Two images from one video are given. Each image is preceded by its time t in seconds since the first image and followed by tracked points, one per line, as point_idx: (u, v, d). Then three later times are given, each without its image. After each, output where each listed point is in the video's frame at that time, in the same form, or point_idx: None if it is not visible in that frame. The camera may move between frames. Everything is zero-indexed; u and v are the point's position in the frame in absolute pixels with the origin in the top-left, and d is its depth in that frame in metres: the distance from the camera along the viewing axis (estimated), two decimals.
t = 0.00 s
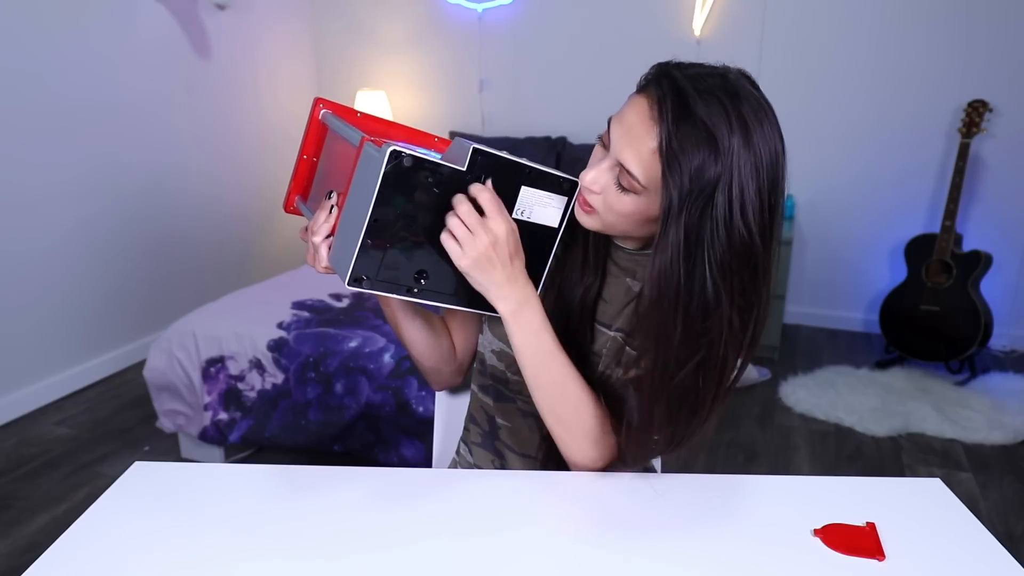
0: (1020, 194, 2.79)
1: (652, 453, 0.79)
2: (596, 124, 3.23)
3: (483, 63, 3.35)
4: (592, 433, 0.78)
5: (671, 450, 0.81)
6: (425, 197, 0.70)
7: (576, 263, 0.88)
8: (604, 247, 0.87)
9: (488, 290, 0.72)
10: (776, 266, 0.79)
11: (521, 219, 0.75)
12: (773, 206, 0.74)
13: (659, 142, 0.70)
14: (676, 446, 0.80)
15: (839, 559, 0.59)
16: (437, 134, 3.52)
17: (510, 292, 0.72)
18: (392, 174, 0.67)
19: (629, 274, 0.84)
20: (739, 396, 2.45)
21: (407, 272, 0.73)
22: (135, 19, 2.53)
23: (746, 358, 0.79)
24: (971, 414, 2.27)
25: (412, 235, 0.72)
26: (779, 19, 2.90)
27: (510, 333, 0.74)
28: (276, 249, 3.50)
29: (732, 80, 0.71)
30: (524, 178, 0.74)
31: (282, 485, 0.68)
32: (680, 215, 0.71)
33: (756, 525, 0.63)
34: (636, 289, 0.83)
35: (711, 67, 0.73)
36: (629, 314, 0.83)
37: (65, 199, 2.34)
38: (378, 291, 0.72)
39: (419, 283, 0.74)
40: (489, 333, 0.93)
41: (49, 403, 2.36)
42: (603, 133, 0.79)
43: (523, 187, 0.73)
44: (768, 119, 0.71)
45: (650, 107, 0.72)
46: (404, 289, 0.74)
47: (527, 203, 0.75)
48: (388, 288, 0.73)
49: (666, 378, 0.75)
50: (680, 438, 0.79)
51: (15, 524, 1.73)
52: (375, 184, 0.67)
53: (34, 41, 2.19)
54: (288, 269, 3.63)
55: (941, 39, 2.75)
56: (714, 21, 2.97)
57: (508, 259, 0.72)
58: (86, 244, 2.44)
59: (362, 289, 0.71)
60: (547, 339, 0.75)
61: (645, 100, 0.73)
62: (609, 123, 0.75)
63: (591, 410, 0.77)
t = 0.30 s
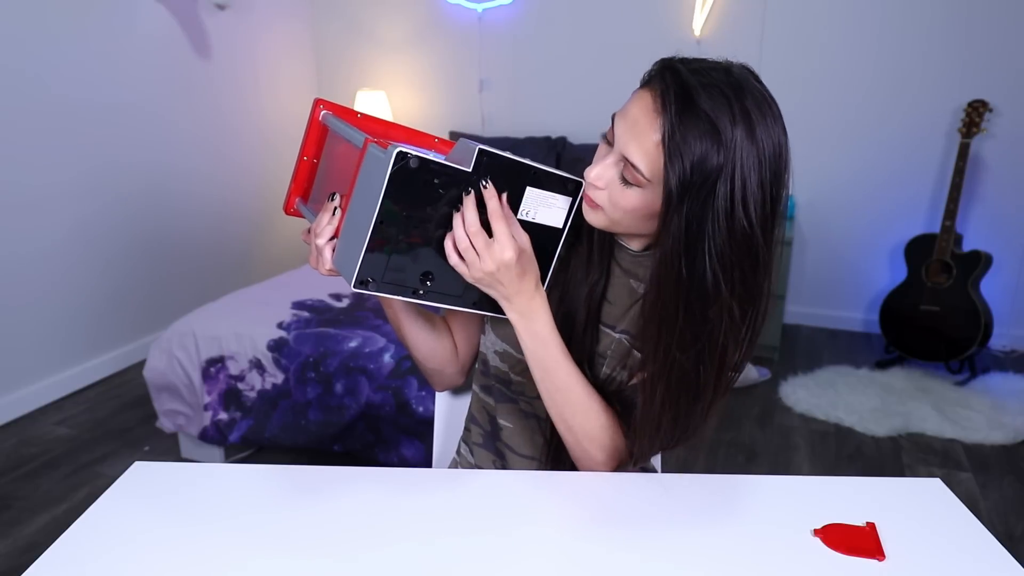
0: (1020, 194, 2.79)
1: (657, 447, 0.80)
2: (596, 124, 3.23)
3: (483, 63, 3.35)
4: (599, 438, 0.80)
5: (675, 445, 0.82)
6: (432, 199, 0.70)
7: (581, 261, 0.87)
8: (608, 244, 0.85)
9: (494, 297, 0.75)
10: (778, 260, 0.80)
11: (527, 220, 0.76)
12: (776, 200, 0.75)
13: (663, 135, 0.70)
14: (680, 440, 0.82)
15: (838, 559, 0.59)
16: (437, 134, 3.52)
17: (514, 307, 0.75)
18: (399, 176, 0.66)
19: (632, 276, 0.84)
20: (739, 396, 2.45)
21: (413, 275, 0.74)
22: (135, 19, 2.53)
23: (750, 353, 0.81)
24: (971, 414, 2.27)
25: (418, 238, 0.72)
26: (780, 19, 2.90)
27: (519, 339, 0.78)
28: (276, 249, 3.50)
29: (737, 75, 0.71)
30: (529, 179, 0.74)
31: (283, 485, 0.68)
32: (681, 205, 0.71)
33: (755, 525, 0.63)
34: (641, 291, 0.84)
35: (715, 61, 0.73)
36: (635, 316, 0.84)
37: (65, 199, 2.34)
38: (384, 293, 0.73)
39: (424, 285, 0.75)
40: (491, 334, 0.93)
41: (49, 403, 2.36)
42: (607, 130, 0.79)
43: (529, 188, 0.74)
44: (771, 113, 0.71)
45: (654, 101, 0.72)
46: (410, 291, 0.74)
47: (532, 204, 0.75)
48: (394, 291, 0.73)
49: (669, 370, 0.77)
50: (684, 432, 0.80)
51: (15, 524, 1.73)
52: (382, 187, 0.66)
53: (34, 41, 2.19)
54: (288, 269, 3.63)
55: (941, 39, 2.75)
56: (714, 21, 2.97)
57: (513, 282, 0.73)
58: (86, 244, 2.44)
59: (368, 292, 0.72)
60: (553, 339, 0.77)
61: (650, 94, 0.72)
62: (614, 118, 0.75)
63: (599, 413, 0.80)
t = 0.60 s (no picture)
0: (1020, 194, 2.79)
1: (658, 446, 0.80)
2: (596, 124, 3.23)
3: (483, 63, 3.35)
4: (600, 441, 0.80)
5: (676, 445, 0.82)
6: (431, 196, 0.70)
7: (585, 262, 0.87)
8: (613, 245, 0.86)
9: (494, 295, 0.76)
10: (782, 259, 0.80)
11: (526, 214, 0.76)
12: (781, 199, 0.75)
13: (669, 134, 0.70)
14: (681, 439, 0.82)
15: (838, 559, 0.59)
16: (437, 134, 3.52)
17: (514, 307, 0.75)
18: (398, 173, 0.66)
19: (637, 278, 0.85)
20: (739, 396, 2.45)
21: (414, 273, 0.74)
22: (135, 19, 2.53)
23: (752, 352, 0.81)
24: (971, 414, 2.27)
25: (419, 236, 0.72)
26: (780, 19, 2.90)
27: (519, 340, 0.78)
28: (276, 249, 3.50)
29: (743, 73, 0.71)
30: (527, 174, 0.74)
31: (283, 485, 0.68)
32: (686, 203, 0.71)
33: (755, 525, 0.63)
34: (644, 293, 0.84)
35: (721, 60, 0.73)
36: (638, 318, 0.84)
37: (65, 199, 2.34)
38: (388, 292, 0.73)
39: (427, 282, 0.75)
40: (493, 333, 0.93)
41: (49, 403, 2.36)
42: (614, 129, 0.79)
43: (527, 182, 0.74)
44: (778, 111, 0.71)
45: (660, 99, 0.72)
46: (412, 289, 0.74)
47: (531, 199, 0.76)
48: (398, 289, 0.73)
49: (672, 369, 0.77)
50: (685, 432, 0.80)
51: (15, 524, 1.73)
52: (381, 185, 0.66)
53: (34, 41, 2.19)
54: (288, 269, 3.63)
55: (941, 39, 2.75)
56: (714, 21, 2.97)
57: (511, 281, 0.73)
58: (86, 243, 2.44)
59: (371, 291, 0.71)
60: (553, 340, 0.77)
61: (656, 92, 0.72)
62: (620, 118, 0.75)
63: (599, 415, 0.80)
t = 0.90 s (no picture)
0: (1021, 194, 2.79)
1: (663, 446, 0.80)
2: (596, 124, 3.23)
3: (483, 63, 3.35)
4: (604, 443, 0.80)
5: (680, 445, 0.82)
6: (431, 204, 0.70)
7: (587, 264, 0.87)
8: (616, 247, 0.86)
9: (497, 299, 0.76)
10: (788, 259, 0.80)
11: (526, 222, 0.75)
12: (789, 200, 0.75)
13: (678, 137, 0.70)
14: (686, 439, 0.82)
15: (838, 559, 0.59)
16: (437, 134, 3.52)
17: (516, 311, 0.76)
18: (396, 183, 0.66)
19: (640, 280, 0.85)
20: (738, 396, 2.45)
21: (413, 280, 0.74)
22: (135, 18, 2.53)
23: (757, 353, 0.81)
24: (971, 414, 2.27)
25: (418, 243, 0.72)
26: (780, 19, 2.90)
27: (522, 343, 0.78)
28: (277, 249, 3.50)
29: (750, 74, 0.71)
30: (528, 182, 0.73)
31: (283, 486, 0.68)
32: (694, 206, 0.71)
33: (755, 525, 0.63)
34: (648, 296, 0.84)
35: (728, 61, 0.73)
36: (642, 321, 0.84)
37: (66, 199, 2.35)
38: (385, 299, 0.73)
39: (425, 290, 0.75)
40: (495, 335, 0.93)
41: (49, 403, 2.36)
42: (620, 131, 0.79)
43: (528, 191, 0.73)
44: (786, 113, 0.71)
45: (669, 101, 0.72)
46: (410, 296, 0.75)
47: (531, 206, 0.75)
48: (396, 296, 0.73)
49: (678, 371, 0.77)
50: (689, 432, 0.81)
51: (15, 524, 1.73)
52: (379, 193, 0.66)
53: (35, 41, 2.19)
54: (288, 269, 3.63)
55: (941, 39, 2.75)
56: (714, 21, 2.97)
57: (513, 287, 0.73)
58: (86, 243, 2.44)
59: (368, 298, 0.72)
60: (557, 342, 0.77)
61: (663, 94, 0.72)
62: (626, 119, 0.75)
63: (604, 417, 0.80)
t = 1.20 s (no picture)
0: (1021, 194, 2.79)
1: (665, 448, 0.80)
2: (597, 124, 3.23)
3: (483, 63, 3.35)
4: (604, 445, 0.80)
5: (680, 446, 0.82)
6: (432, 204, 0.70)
7: (589, 264, 0.87)
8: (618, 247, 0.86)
9: (499, 298, 0.76)
10: (792, 262, 0.80)
11: (527, 224, 0.75)
12: (793, 204, 0.75)
13: (684, 140, 0.70)
14: (686, 440, 0.82)
15: (838, 559, 0.59)
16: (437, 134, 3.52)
17: (517, 309, 0.76)
18: (398, 184, 0.66)
19: (642, 281, 0.85)
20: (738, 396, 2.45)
21: (413, 279, 0.74)
22: (135, 18, 2.53)
23: (759, 355, 0.81)
24: (971, 414, 2.27)
25: (418, 243, 0.72)
26: (780, 19, 2.90)
27: (524, 343, 0.78)
28: (277, 249, 3.50)
29: (756, 77, 0.71)
30: (531, 184, 0.73)
31: (283, 486, 0.68)
32: (699, 208, 0.71)
33: (755, 524, 0.63)
34: (650, 297, 0.84)
35: (733, 64, 0.73)
36: (644, 322, 0.85)
37: (66, 199, 2.35)
38: (385, 297, 0.73)
39: (425, 289, 0.76)
40: (496, 335, 0.93)
41: (49, 403, 2.36)
42: (625, 132, 0.79)
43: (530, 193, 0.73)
44: (793, 116, 0.71)
45: (674, 103, 0.72)
46: (410, 295, 0.75)
47: (533, 208, 0.75)
48: (396, 295, 0.73)
49: (681, 372, 0.77)
50: (690, 433, 0.81)
51: (15, 524, 1.73)
52: (380, 194, 0.66)
53: (35, 41, 2.19)
54: (288, 269, 3.63)
55: (942, 39, 2.75)
56: (714, 21, 2.97)
57: (515, 285, 0.73)
58: (86, 243, 2.44)
59: (368, 297, 0.72)
60: (559, 342, 0.77)
61: (669, 96, 0.72)
62: (631, 120, 0.75)
63: (604, 418, 0.80)
